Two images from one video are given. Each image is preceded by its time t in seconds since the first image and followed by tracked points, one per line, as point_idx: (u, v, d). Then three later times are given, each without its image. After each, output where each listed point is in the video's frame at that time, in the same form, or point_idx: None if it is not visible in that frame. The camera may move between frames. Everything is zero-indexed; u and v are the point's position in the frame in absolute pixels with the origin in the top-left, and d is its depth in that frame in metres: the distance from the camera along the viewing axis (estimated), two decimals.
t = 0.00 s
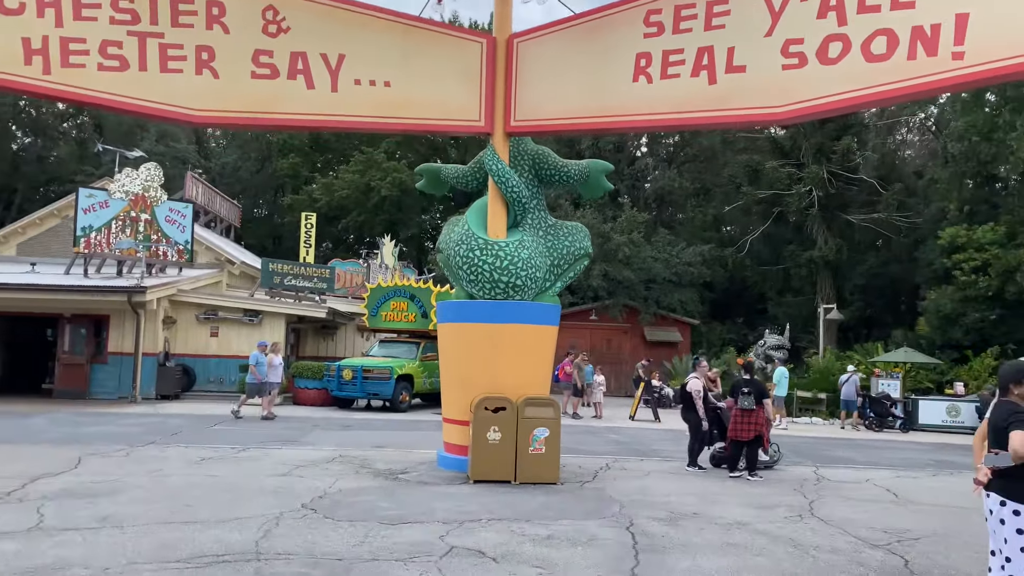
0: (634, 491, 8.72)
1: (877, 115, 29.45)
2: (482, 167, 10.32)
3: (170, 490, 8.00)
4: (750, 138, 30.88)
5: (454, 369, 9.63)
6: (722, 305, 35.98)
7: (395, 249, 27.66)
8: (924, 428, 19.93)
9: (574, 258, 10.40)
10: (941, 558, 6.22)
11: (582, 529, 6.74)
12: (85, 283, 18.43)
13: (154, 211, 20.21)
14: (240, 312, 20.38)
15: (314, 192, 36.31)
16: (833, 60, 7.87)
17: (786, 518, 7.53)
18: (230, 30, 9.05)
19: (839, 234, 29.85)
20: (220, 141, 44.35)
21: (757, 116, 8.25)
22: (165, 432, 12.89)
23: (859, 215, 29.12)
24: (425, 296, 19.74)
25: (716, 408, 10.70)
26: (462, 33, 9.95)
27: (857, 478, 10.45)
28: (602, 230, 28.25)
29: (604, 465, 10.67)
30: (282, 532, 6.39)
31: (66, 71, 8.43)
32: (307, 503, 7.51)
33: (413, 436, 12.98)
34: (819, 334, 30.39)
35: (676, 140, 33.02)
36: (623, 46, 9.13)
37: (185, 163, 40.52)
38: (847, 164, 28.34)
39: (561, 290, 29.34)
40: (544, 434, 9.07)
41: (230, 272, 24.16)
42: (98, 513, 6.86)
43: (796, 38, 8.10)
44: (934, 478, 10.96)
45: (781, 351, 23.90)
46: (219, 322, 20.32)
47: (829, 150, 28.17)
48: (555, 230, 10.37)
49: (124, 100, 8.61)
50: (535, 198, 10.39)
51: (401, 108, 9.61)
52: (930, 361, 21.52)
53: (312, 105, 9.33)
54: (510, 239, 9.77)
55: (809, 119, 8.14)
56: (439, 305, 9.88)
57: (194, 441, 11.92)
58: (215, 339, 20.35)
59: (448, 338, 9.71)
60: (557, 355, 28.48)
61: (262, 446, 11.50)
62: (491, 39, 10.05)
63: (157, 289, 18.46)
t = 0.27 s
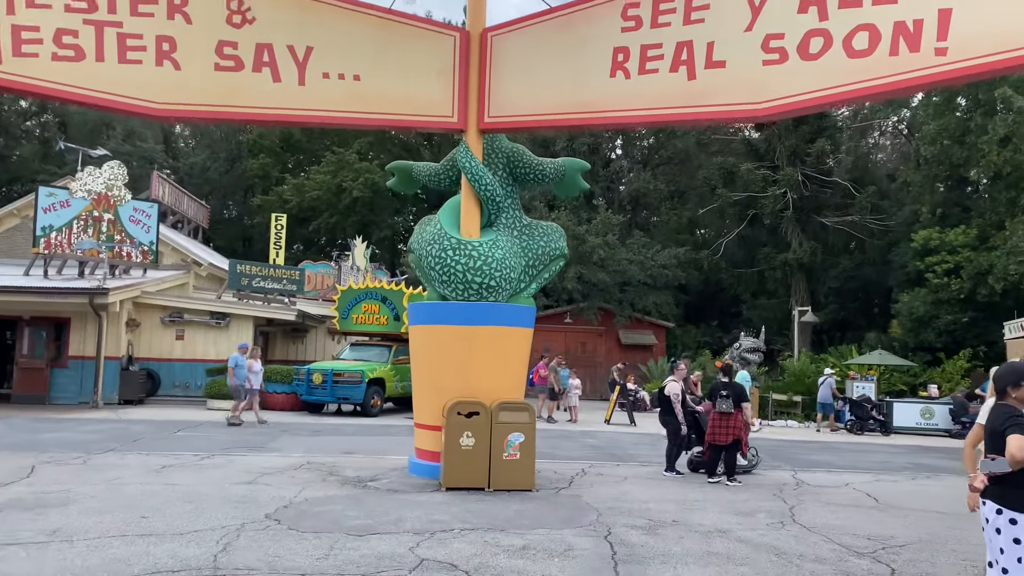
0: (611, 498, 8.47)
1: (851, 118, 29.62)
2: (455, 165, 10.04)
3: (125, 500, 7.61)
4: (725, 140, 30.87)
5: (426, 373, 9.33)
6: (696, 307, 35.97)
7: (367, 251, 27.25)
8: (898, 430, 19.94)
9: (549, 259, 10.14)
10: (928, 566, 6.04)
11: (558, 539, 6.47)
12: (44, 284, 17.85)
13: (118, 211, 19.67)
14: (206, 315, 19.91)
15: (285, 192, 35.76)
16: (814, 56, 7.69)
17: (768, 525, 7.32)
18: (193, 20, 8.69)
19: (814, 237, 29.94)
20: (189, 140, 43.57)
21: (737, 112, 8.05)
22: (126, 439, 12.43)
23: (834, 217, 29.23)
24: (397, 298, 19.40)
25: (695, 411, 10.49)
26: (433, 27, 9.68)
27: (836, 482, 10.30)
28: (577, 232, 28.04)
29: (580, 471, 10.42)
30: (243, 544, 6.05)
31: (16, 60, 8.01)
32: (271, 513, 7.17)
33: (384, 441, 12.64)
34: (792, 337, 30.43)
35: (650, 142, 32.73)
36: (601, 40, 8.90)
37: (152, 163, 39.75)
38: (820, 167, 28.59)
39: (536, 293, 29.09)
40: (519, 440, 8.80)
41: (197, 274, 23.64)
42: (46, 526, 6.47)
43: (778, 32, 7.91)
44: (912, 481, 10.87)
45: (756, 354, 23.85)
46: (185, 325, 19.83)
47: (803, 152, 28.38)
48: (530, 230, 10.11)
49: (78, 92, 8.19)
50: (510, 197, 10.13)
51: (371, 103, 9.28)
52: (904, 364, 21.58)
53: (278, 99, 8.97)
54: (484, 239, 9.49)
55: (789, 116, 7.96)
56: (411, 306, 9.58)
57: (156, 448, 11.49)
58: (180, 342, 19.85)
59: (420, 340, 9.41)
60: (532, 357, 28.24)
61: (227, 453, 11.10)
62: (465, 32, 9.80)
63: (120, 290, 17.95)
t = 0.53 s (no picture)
0: (585, 506, 8.25)
1: (824, 121, 29.70)
2: (426, 163, 9.77)
3: (77, 512, 7.25)
4: (699, 143, 30.82)
5: (395, 377, 9.05)
6: (670, 310, 35.93)
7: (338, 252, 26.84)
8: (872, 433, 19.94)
9: (522, 260, 9.90)
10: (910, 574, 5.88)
11: (530, 549, 6.23)
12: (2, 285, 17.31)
13: (80, 210, 19.10)
14: (171, 317, 19.48)
15: (255, 193, 35.24)
16: (792, 53, 7.53)
17: (746, 533, 7.13)
18: (152, 10, 8.39)
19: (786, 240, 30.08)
20: (158, 140, 42.82)
21: (714, 109, 7.86)
22: (83, 445, 12.01)
23: (807, 220, 29.27)
24: (368, 300, 19.08)
25: (671, 415, 10.29)
26: (403, 22, 9.43)
27: (813, 487, 10.16)
28: (551, 234, 27.83)
29: (554, 477, 10.18)
30: (198, 558, 5.75)
31: None
32: (230, 525, 6.86)
33: (353, 447, 12.33)
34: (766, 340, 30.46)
35: (625, 145, 32.50)
36: (575, 36, 8.67)
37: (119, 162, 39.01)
38: (794, 170, 28.66)
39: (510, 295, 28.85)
40: (490, 446, 8.54)
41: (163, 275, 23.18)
42: None
43: (755, 28, 7.74)
44: (888, 486, 10.76)
45: (730, 357, 23.78)
46: (150, 328, 19.34)
47: (777, 155, 28.43)
48: (502, 230, 9.86)
49: (29, 82, 7.86)
50: (482, 196, 9.87)
51: (338, 98, 8.99)
52: (877, 366, 21.60)
53: (241, 92, 8.66)
54: (455, 239, 9.23)
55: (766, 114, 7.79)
56: (380, 308, 9.29)
57: (115, 455, 11.09)
58: (145, 346, 19.36)
59: (390, 343, 9.12)
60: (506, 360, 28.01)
61: (189, 460, 10.74)
62: (434, 28, 9.60)
63: (80, 293, 17.46)
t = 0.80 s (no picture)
0: (561, 515, 8.04)
1: (798, 126, 29.78)
2: (398, 162, 9.52)
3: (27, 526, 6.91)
4: (674, 147, 30.77)
5: (365, 383, 8.79)
6: (645, 313, 35.89)
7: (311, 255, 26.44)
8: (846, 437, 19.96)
9: (497, 263, 9.67)
10: None
11: (502, 563, 6.01)
12: None
13: (43, 211, 18.85)
14: (138, 321, 19.03)
15: (226, 195, 34.73)
16: (771, 52, 7.39)
17: (724, 543, 6.96)
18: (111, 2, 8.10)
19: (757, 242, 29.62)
20: (127, 141, 42.09)
21: (692, 110, 7.71)
22: (41, 453, 11.61)
23: (781, 224, 29.29)
24: (340, 304, 18.80)
25: (647, 421, 10.12)
26: (374, 18, 9.22)
27: (790, 493, 10.03)
28: (526, 237, 27.62)
29: (529, 485, 9.97)
30: None
31: None
32: (189, 539, 6.57)
33: (323, 454, 12.04)
34: (740, 344, 30.45)
35: (600, 148, 32.33)
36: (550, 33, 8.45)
37: (87, 163, 38.31)
38: (767, 174, 28.70)
39: (485, 298, 28.61)
40: (463, 454, 8.32)
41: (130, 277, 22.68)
42: None
43: (733, 27, 7.59)
44: (865, 491, 10.68)
45: (705, 361, 23.70)
46: (116, 332, 18.86)
47: (751, 159, 28.46)
48: (476, 232, 9.63)
49: None
50: (456, 198, 9.63)
51: (307, 95, 8.74)
52: (851, 370, 21.64)
53: (205, 89, 8.37)
54: (427, 241, 8.99)
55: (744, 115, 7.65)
56: (350, 312, 9.03)
57: (73, 464, 10.71)
58: (110, 350, 18.88)
59: (360, 348, 8.86)
60: (480, 364, 27.77)
61: (151, 469, 10.39)
62: (406, 23, 9.39)
63: (43, 296, 17.01)
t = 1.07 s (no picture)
0: (538, 521, 7.85)
1: (772, 130, 29.89)
2: (372, 159, 9.29)
3: None
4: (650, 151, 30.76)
5: (337, 386, 8.55)
6: (620, 316, 35.80)
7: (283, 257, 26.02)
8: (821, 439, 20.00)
9: (473, 263, 9.46)
10: None
11: (479, 572, 5.81)
12: None
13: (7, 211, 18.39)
14: (106, 323, 18.48)
15: (197, 196, 34.17)
16: (753, 49, 7.28)
17: (706, 549, 6.81)
18: None
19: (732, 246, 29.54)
20: (97, 141, 41.34)
21: (671, 107, 7.56)
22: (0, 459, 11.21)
23: (755, 227, 29.31)
24: (313, 306, 18.52)
25: (625, 424, 9.97)
26: (348, 11, 8.90)
27: (768, 497, 9.93)
28: (502, 240, 27.40)
29: (505, 489, 9.77)
30: None
31: None
32: (151, 549, 6.30)
33: (294, 459, 11.75)
34: (715, 346, 30.46)
35: (576, 151, 32.23)
36: (528, 29, 8.25)
37: (54, 163, 37.54)
38: (740, 177, 28.74)
39: (460, 301, 28.37)
40: (438, 458, 8.11)
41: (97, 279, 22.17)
42: None
43: (714, 24, 7.46)
44: (843, 494, 10.59)
45: (680, 363, 23.64)
46: (82, 334, 18.38)
47: (725, 163, 28.47)
48: (453, 231, 9.42)
49: None
50: (432, 196, 9.42)
51: (277, 90, 8.50)
52: (825, 373, 21.67)
53: (171, 82, 8.09)
54: (402, 240, 8.77)
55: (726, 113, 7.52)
56: (323, 312, 8.79)
57: (34, 470, 10.35)
58: (76, 353, 18.41)
59: (332, 350, 8.62)
60: (455, 367, 27.54)
61: (115, 475, 10.06)
62: (382, 18, 9.03)
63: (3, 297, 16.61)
